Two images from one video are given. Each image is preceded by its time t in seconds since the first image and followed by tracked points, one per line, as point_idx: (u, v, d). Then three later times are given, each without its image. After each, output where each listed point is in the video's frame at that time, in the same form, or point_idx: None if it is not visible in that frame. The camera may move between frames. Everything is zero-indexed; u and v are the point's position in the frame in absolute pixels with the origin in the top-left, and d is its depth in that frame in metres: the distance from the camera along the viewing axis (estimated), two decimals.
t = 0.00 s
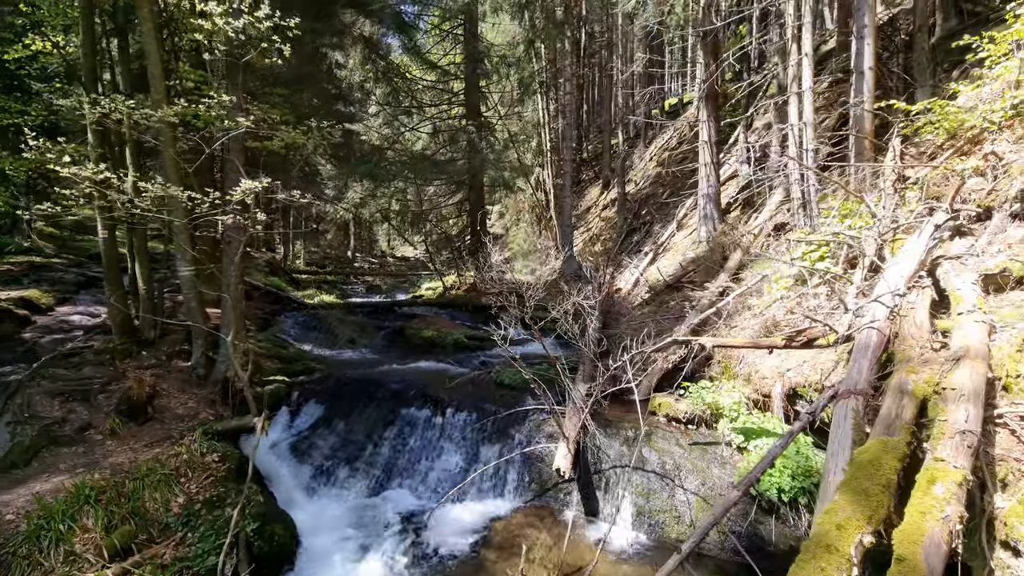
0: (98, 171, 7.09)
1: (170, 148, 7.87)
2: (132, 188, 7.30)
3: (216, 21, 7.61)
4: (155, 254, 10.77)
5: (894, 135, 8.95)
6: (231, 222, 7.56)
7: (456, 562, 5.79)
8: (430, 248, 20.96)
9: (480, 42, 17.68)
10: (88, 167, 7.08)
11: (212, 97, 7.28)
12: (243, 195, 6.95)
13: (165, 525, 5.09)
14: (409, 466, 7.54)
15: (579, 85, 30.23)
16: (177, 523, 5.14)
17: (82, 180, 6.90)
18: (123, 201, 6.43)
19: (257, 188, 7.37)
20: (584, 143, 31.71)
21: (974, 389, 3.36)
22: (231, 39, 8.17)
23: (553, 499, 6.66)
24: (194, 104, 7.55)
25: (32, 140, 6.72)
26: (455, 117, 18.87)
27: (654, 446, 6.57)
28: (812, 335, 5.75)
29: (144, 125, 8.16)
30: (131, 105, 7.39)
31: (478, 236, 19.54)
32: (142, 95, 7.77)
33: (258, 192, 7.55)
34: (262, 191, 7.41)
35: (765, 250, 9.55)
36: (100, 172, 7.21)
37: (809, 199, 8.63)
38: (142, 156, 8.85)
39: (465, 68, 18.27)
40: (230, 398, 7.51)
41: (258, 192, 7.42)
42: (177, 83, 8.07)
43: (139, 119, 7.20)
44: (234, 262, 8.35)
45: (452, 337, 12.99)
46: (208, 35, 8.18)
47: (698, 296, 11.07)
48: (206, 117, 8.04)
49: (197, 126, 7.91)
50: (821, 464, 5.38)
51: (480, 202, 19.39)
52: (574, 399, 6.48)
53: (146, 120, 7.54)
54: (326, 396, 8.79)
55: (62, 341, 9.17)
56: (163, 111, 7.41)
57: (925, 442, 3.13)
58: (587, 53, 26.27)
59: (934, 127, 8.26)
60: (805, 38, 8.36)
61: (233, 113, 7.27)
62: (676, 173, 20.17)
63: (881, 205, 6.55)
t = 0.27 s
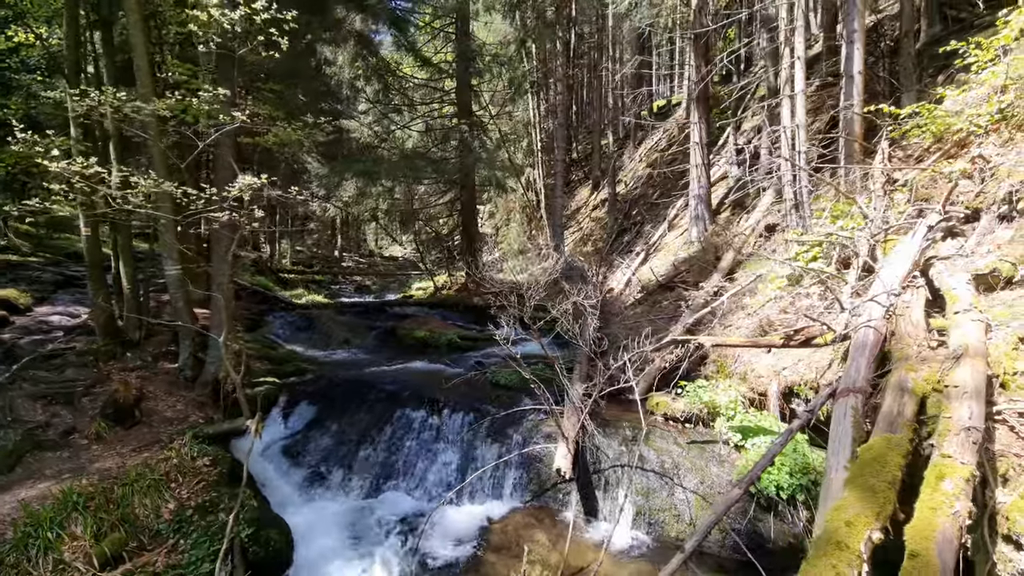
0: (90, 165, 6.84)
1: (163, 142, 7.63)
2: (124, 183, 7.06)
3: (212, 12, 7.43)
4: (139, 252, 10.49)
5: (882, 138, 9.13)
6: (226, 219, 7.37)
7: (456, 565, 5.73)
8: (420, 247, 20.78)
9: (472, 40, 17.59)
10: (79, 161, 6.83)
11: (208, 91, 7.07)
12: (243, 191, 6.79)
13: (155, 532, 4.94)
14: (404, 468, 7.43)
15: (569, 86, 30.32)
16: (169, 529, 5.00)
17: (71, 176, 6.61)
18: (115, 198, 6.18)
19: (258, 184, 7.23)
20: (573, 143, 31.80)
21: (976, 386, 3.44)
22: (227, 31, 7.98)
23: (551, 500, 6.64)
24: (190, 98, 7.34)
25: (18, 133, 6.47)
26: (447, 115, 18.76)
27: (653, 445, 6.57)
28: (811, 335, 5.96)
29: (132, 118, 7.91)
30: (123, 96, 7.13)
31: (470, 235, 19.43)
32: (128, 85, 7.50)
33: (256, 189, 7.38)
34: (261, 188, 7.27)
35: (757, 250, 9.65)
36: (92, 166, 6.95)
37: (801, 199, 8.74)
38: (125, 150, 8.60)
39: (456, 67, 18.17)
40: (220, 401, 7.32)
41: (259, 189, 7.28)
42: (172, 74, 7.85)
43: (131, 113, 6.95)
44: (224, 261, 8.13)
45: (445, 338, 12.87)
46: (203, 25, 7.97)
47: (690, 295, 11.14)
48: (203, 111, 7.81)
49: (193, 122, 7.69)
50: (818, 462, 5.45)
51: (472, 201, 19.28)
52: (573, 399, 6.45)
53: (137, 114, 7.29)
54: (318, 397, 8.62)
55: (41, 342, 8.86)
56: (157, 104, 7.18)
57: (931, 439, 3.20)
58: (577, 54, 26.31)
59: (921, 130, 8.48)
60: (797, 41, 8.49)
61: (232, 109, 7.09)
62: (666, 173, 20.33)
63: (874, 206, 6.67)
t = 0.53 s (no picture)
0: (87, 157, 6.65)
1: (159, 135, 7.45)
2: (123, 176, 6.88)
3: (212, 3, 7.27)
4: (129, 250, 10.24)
5: (879, 138, 9.23)
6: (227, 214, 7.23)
7: (464, 566, 5.68)
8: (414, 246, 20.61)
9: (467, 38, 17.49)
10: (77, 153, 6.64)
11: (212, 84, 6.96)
12: (248, 187, 6.69)
13: (154, 536, 4.81)
14: (406, 468, 7.33)
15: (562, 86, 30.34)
16: (168, 534, 4.87)
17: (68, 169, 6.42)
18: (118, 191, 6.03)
19: (264, 180, 7.14)
20: (567, 143, 31.82)
21: (991, 380, 3.50)
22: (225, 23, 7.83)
23: (556, 499, 6.59)
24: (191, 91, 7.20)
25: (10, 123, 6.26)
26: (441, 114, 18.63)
27: (658, 443, 6.56)
28: (817, 331, 6.11)
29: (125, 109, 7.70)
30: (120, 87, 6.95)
31: (465, 234, 19.32)
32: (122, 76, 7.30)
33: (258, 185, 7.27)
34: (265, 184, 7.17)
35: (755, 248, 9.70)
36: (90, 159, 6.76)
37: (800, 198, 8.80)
38: (115, 144, 8.37)
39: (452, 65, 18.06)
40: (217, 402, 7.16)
41: (267, 185, 7.20)
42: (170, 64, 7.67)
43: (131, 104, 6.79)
44: (220, 258, 7.95)
45: (442, 337, 12.77)
46: (201, 16, 7.80)
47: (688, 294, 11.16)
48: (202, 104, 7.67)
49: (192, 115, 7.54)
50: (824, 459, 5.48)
51: (467, 200, 19.17)
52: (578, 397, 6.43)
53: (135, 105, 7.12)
54: (315, 397, 8.47)
55: (28, 342, 8.60)
56: (158, 96, 7.02)
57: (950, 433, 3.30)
58: (571, 54, 26.35)
59: (916, 130, 8.61)
60: (796, 42, 8.55)
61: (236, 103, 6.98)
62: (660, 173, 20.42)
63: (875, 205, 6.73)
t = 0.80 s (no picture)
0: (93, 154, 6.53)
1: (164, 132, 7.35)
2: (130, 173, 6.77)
3: None
4: (127, 250, 10.07)
5: (884, 138, 9.22)
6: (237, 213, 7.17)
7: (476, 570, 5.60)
8: (414, 245, 20.48)
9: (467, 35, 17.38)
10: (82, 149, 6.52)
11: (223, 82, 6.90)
12: (257, 186, 6.59)
13: (160, 543, 4.70)
14: (412, 471, 7.24)
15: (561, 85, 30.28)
16: (174, 540, 4.76)
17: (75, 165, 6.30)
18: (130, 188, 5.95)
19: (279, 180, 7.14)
20: (565, 143, 31.76)
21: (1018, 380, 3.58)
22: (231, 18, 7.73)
23: (566, 501, 6.52)
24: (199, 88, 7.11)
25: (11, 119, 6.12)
26: (441, 112, 18.51)
27: (669, 444, 6.50)
28: (831, 332, 6.52)
29: (126, 105, 7.56)
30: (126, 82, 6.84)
31: (465, 234, 19.20)
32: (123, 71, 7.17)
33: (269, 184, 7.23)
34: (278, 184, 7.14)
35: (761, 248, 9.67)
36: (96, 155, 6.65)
37: (807, 198, 8.77)
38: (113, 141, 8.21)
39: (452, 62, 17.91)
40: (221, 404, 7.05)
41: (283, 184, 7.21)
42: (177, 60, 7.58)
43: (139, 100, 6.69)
44: (222, 257, 7.83)
45: (445, 338, 12.68)
46: (206, 10, 7.65)
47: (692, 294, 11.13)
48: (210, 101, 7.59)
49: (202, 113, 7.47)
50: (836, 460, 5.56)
51: (467, 199, 19.03)
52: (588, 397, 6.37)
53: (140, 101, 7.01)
54: (319, 399, 8.35)
55: (24, 344, 8.42)
56: (165, 92, 6.93)
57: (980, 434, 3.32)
58: (570, 53, 26.29)
59: (922, 130, 8.65)
60: (804, 41, 8.53)
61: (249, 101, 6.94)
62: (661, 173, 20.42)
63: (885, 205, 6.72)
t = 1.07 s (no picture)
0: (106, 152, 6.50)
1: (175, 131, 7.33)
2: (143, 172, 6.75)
3: None
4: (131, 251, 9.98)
5: (892, 138, 9.20)
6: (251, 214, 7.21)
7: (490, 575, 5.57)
8: (416, 246, 20.41)
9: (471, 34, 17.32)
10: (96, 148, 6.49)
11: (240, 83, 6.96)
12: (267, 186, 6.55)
13: (171, 548, 4.64)
14: (421, 473, 7.19)
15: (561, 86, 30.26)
16: (185, 545, 4.70)
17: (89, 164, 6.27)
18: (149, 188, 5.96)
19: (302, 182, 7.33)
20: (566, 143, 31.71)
21: None
22: (241, 18, 7.72)
23: (577, 504, 6.48)
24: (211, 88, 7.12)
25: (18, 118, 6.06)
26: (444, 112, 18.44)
27: (681, 446, 6.47)
28: (848, 333, 6.22)
29: (132, 104, 7.49)
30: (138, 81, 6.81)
31: (467, 234, 19.13)
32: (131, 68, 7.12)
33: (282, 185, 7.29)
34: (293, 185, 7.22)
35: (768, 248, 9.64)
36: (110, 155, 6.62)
37: (816, 198, 8.74)
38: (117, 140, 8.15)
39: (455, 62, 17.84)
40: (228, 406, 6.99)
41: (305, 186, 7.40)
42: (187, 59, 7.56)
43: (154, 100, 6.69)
44: (228, 257, 7.77)
45: (449, 338, 12.62)
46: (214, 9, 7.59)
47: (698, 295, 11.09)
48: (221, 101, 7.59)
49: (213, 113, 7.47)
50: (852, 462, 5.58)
51: (469, 199, 18.98)
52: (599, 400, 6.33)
53: (151, 100, 6.98)
54: (325, 401, 8.28)
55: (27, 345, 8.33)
56: (178, 92, 6.92)
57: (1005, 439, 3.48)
58: (571, 53, 26.26)
59: (930, 131, 8.67)
60: (813, 41, 8.51)
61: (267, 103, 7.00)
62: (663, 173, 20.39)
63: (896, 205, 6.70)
